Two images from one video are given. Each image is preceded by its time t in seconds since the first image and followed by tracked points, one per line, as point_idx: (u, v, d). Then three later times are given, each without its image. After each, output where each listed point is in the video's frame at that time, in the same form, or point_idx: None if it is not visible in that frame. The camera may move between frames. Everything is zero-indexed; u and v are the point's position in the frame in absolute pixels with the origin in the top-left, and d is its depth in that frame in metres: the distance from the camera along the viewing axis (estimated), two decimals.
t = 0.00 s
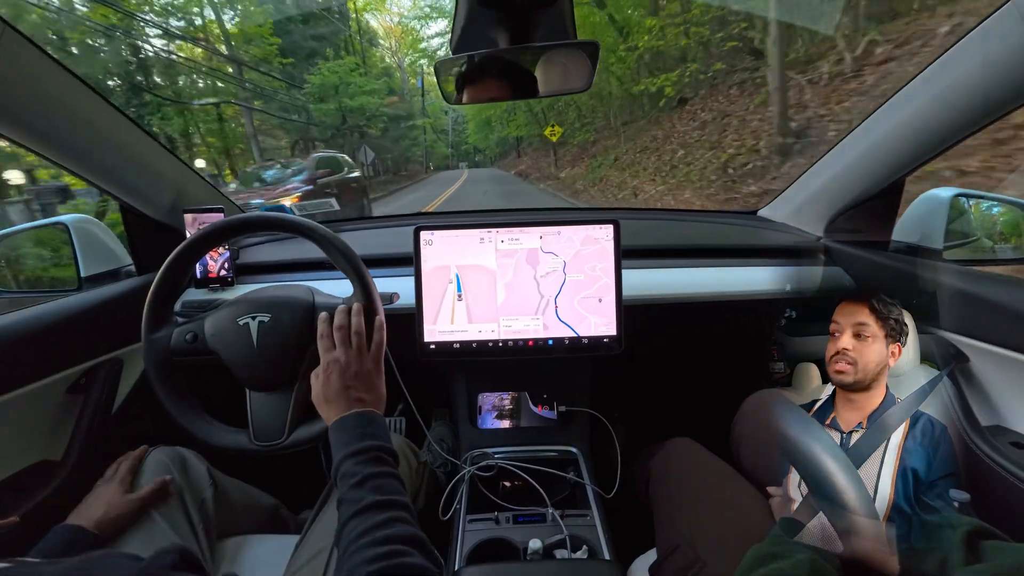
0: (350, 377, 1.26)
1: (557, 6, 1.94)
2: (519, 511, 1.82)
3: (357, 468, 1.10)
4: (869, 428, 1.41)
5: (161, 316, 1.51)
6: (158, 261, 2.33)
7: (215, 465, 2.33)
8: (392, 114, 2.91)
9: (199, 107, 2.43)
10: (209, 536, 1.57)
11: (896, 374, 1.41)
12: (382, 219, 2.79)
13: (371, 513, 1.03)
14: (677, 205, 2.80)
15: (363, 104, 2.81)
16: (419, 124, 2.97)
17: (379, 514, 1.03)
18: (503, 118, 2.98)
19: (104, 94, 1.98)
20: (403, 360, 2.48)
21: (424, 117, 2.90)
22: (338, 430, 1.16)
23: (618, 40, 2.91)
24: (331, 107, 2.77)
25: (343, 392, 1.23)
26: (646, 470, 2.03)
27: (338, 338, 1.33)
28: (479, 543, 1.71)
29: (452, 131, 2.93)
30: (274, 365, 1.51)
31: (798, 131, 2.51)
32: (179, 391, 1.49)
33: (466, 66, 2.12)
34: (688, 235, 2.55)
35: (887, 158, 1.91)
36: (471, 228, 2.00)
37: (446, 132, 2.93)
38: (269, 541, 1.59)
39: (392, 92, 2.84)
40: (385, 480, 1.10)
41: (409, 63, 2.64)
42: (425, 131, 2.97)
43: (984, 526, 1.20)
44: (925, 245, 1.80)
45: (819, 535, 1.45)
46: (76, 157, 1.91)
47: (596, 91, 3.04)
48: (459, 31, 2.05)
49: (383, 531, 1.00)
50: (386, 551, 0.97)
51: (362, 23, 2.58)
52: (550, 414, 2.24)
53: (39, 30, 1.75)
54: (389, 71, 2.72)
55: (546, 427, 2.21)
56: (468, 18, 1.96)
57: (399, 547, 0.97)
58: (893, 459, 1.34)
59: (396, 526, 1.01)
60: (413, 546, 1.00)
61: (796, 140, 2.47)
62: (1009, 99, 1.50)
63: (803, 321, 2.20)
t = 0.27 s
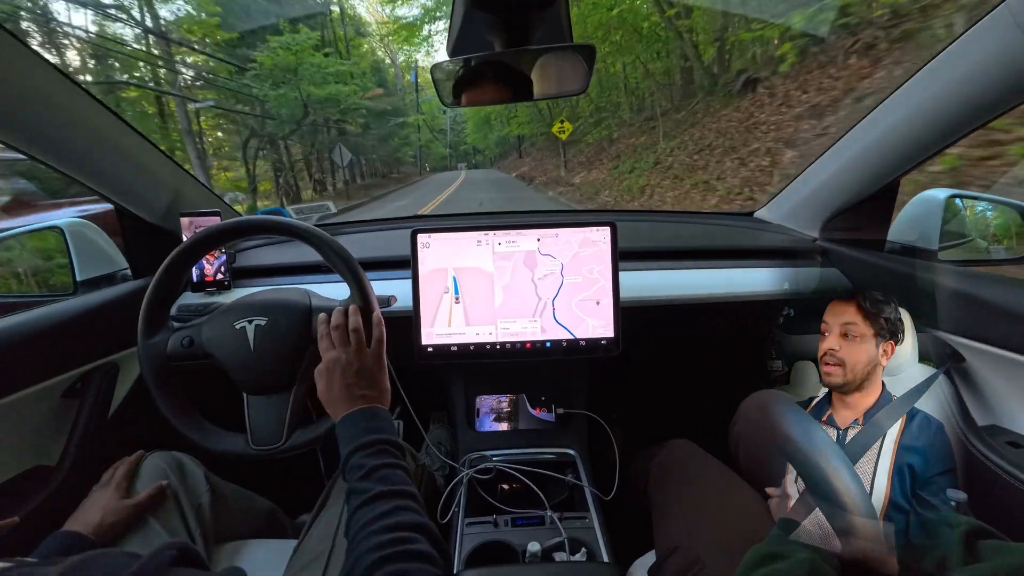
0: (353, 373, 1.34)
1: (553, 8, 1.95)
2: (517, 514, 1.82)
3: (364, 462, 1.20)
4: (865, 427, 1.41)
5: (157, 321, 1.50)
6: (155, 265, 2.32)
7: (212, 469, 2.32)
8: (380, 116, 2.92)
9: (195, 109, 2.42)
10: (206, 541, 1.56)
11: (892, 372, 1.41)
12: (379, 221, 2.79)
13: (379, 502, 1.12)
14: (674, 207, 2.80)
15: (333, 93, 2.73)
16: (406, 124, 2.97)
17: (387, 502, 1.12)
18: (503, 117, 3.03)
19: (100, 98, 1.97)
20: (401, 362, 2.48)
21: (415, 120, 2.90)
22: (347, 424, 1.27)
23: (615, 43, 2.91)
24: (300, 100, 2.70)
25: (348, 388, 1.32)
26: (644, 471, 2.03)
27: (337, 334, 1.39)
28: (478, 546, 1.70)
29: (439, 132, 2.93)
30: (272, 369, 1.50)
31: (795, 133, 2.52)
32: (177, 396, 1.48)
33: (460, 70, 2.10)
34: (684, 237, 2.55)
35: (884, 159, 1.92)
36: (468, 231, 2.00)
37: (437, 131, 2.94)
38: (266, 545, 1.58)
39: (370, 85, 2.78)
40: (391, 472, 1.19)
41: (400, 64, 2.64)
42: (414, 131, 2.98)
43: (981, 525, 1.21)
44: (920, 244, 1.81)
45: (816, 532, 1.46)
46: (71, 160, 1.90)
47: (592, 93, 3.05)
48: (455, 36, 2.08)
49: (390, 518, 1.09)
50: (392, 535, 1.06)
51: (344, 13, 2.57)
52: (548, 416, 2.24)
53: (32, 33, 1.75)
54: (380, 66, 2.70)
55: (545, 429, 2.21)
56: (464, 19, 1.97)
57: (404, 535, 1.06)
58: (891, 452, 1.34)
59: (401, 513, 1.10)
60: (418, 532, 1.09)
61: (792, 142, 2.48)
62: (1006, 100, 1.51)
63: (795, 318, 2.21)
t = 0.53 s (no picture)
0: (349, 376, 1.30)
1: (550, 10, 1.95)
2: (516, 516, 1.82)
3: (363, 463, 1.19)
4: (861, 423, 1.42)
5: (152, 325, 1.49)
6: (151, 267, 2.32)
7: (209, 473, 2.31)
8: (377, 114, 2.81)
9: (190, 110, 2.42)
10: (204, 544, 1.55)
11: (889, 371, 1.43)
12: (376, 224, 2.79)
13: (377, 505, 1.11)
14: (671, 208, 2.80)
15: (305, 84, 2.71)
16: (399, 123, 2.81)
17: (385, 505, 1.11)
18: (504, 114, 2.91)
19: (93, 100, 1.96)
20: (399, 365, 2.48)
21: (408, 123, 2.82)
22: (343, 427, 1.25)
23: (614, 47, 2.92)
24: (291, 99, 2.74)
25: (343, 391, 1.29)
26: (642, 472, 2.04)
27: (337, 335, 1.37)
28: (477, 548, 1.70)
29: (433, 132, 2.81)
30: (269, 371, 1.49)
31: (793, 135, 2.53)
32: (173, 400, 1.47)
33: (459, 71, 2.13)
34: (680, 238, 2.56)
35: (879, 159, 1.93)
36: (465, 233, 2.00)
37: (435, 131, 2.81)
38: (264, 548, 1.57)
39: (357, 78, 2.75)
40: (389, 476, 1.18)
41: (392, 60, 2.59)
42: (408, 132, 2.85)
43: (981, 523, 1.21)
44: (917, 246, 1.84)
45: (813, 530, 1.46)
46: (67, 163, 1.90)
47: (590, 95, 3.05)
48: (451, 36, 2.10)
49: (387, 520, 1.08)
50: (389, 538, 1.05)
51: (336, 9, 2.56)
52: (547, 417, 2.23)
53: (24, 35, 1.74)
54: (369, 57, 2.64)
55: (543, 430, 2.21)
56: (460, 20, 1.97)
57: (402, 537, 1.06)
58: (887, 446, 1.34)
59: (397, 516, 1.10)
60: (416, 534, 1.09)
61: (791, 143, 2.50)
62: (1003, 100, 1.52)
63: (795, 318, 2.22)
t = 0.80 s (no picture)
0: (349, 377, 1.29)
1: (548, 11, 1.96)
2: (513, 517, 1.82)
3: (362, 463, 1.18)
4: (859, 422, 1.41)
5: (149, 327, 1.49)
6: (147, 269, 2.31)
7: (205, 474, 2.30)
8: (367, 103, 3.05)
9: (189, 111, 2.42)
10: (200, 546, 1.54)
11: (889, 370, 1.41)
12: (373, 224, 2.79)
13: (374, 506, 1.10)
14: (666, 208, 2.82)
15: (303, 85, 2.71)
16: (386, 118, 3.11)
17: (381, 507, 1.10)
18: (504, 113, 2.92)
19: (92, 100, 1.97)
20: (397, 366, 2.48)
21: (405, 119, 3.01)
22: (343, 426, 1.24)
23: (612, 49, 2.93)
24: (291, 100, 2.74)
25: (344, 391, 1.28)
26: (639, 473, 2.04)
27: (338, 339, 1.36)
28: (476, 550, 1.70)
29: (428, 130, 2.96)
30: (265, 373, 1.48)
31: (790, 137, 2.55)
32: (169, 402, 1.47)
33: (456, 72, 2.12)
34: (677, 239, 2.57)
35: (877, 160, 1.94)
36: (463, 234, 2.00)
37: (433, 130, 2.92)
38: (259, 551, 1.55)
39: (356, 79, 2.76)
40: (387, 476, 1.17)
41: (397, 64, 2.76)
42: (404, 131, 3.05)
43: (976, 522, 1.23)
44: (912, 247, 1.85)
45: (809, 530, 1.43)
46: (65, 164, 1.89)
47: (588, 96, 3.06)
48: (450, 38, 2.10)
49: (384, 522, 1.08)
50: (386, 540, 1.05)
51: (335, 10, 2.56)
52: (544, 419, 2.25)
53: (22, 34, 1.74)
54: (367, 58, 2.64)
55: (541, 432, 2.21)
56: (458, 22, 1.98)
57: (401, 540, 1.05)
58: (885, 449, 1.33)
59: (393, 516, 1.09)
60: (411, 534, 1.08)
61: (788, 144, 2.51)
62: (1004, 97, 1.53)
63: (795, 318, 2.23)
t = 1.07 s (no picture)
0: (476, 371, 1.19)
1: (544, 15, 1.96)
2: (510, 520, 1.82)
3: (447, 432, 1.07)
4: (858, 422, 1.42)
5: (143, 327, 1.48)
6: (143, 270, 2.30)
7: (200, 476, 2.29)
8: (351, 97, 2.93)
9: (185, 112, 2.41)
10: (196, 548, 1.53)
11: (887, 369, 1.42)
12: (369, 226, 2.79)
13: (440, 477, 1.01)
14: (664, 211, 2.80)
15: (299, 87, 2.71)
16: (372, 113, 2.92)
17: (450, 482, 1.01)
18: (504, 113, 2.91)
19: (86, 99, 1.96)
20: (394, 367, 2.47)
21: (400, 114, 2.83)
22: (445, 400, 1.10)
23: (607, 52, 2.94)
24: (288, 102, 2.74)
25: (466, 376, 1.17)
26: (636, 475, 2.03)
27: (476, 338, 1.24)
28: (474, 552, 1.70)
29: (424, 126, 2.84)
30: (261, 374, 1.47)
31: (785, 140, 2.56)
32: (164, 404, 1.45)
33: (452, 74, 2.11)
34: (673, 242, 2.57)
35: (873, 162, 1.95)
36: (461, 236, 2.00)
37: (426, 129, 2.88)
38: (253, 552, 1.53)
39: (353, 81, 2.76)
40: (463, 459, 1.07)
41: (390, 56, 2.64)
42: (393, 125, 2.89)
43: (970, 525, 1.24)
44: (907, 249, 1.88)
45: (807, 531, 1.42)
46: (62, 165, 1.89)
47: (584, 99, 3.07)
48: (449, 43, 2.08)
49: (445, 500, 0.98)
50: (439, 518, 0.95)
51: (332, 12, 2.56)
52: (541, 420, 2.28)
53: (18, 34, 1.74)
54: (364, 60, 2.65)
55: (539, 434, 2.21)
56: (455, 24, 1.98)
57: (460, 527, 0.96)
58: (882, 450, 1.34)
59: (456, 499, 0.99)
60: (464, 522, 0.97)
61: (783, 148, 2.52)
62: (1003, 98, 1.55)
63: (795, 319, 2.26)
